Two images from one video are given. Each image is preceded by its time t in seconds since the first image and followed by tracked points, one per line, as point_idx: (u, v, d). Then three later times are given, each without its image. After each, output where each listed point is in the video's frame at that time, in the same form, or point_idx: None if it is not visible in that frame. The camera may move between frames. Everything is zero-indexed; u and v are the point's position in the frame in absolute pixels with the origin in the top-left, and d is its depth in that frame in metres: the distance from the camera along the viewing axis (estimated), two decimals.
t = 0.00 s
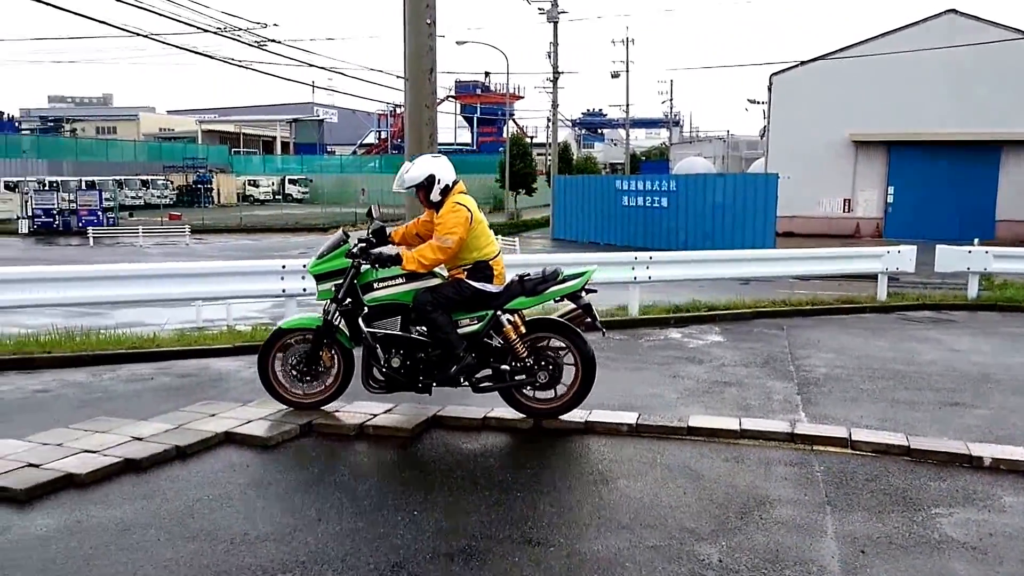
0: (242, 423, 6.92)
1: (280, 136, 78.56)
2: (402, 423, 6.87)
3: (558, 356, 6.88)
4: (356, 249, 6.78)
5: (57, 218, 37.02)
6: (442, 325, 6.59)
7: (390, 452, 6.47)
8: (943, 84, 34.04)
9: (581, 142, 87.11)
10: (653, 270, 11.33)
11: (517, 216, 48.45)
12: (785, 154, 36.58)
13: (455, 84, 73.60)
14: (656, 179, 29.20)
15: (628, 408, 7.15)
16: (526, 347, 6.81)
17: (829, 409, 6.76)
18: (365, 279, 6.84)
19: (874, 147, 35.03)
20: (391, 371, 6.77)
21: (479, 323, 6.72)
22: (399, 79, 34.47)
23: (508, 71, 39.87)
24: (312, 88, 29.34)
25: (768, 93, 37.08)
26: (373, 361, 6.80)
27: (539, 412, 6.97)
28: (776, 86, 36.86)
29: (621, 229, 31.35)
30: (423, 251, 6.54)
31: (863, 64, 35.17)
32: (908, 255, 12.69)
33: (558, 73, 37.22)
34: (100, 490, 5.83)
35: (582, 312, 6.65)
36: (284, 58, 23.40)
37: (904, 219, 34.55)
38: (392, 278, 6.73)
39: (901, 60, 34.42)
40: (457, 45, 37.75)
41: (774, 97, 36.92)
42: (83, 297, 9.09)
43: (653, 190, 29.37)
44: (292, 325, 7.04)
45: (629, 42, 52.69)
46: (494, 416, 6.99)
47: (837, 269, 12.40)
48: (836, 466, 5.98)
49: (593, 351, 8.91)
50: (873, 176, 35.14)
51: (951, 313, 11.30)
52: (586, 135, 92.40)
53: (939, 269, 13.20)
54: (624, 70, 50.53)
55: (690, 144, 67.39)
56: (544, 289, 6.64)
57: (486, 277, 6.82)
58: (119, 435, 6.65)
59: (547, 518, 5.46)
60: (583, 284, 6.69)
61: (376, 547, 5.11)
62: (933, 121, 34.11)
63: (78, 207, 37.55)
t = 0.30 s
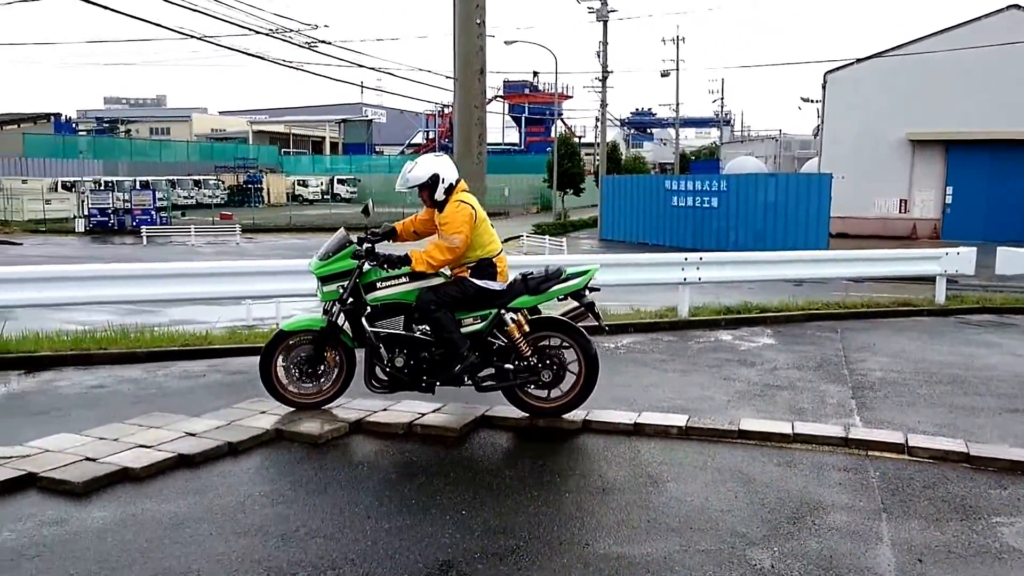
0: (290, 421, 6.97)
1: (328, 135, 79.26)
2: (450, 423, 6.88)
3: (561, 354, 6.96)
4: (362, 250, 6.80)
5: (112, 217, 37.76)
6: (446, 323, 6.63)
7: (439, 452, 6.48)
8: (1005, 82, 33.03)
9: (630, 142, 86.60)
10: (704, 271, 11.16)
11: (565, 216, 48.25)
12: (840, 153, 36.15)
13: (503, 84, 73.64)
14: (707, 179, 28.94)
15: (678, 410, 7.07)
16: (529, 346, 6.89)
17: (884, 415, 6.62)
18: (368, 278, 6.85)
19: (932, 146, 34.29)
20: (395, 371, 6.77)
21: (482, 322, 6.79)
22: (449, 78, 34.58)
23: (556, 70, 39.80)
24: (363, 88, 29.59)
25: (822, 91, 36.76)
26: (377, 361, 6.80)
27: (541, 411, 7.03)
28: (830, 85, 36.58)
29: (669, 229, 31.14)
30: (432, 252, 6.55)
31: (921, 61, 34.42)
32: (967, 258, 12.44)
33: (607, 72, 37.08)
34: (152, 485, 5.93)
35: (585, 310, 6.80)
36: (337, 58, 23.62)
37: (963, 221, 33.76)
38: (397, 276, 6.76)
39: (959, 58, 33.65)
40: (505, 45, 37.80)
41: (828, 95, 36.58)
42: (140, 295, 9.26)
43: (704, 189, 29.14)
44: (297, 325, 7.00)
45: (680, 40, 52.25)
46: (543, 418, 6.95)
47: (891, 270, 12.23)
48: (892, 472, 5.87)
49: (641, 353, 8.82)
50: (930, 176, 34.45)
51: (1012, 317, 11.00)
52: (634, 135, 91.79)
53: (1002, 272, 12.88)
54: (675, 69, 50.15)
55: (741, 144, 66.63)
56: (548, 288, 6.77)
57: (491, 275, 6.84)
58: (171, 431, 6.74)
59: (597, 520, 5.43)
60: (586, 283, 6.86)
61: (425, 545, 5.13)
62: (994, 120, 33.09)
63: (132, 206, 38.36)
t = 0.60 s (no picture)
0: (339, 419, 7.03)
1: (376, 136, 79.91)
2: (497, 423, 6.86)
3: (566, 354, 6.96)
4: (367, 250, 6.78)
5: (164, 216, 38.48)
6: (451, 324, 6.62)
7: (487, 452, 6.47)
8: None
9: (678, 142, 86.00)
10: (755, 272, 11.00)
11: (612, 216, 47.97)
12: (896, 152, 35.45)
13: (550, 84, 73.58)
14: (758, 179, 28.71)
15: (728, 413, 6.98)
16: (534, 346, 6.89)
17: (943, 421, 6.47)
18: (372, 279, 6.81)
19: (993, 147, 33.54)
20: (399, 372, 6.74)
21: (487, 323, 6.77)
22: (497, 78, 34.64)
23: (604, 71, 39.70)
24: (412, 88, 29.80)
25: (879, 89, 36.14)
26: (381, 363, 6.78)
27: (546, 411, 7.03)
28: (886, 83, 35.94)
29: (718, 230, 30.89)
30: (438, 252, 6.56)
31: (981, 59, 33.63)
32: None
33: (656, 72, 36.89)
34: (203, 480, 6.01)
35: (589, 311, 6.79)
36: (387, 60, 23.81)
37: None
38: (402, 277, 6.75)
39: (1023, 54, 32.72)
40: (554, 44, 37.76)
41: (884, 93, 35.98)
42: (194, 293, 9.41)
43: (755, 190, 28.92)
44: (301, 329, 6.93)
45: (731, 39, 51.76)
46: (589, 419, 6.90)
47: (948, 273, 11.96)
48: (950, 478, 5.73)
49: (691, 355, 8.74)
50: (990, 176, 33.74)
51: None
52: (684, 135, 90.85)
53: None
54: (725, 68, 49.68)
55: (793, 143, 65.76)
56: (553, 288, 6.72)
57: (494, 274, 6.90)
58: (221, 428, 6.84)
59: (646, 522, 5.37)
60: (591, 282, 6.84)
61: (470, 544, 5.13)
62: None
63: (183, 206, 39.06)
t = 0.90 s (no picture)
0: (387, 417, 7.08)
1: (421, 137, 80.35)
2: (542, 423, 6.85)
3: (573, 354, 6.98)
4: (376, 252, 6.69)
5: (214, 216, 39.05)
6: (459, 324, 6.60)
7: (533, 453, 6.45)
8: None
9: (727, 142, 85.13)
10: (806, 274, 10.84)
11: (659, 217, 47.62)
12: (952, 152, 34.71)
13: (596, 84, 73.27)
14: (809, 178, 28.41)
15: (778, 416, 6.88)
16: (542, 347, 6.88)
17: (1002, 428, 6.30)
18: (378, 280, 6.72)
19: None
20: (406, 372, 6.73)
21: (495, 322, 6.77)
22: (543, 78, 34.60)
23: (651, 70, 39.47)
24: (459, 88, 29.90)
25: (936, 86, 35.40)
26: (388, 364, 6.75)
27: (552, 411, 7.01)
28: (943, 80, 35.11)
29: (768, 231, 30.51)
30: (448, 253, 6.51)
31: None
32: None
33: (704, 71, 36.61)
34: (250, 476, 6.08)
35: (596, 309, 6.83)
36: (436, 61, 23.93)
37: None
38: (408, 278, 6.69)
39: None
40: (600, 44, 37.60)
41: (941, 91, 35.20)
42: (244, 292, 9.53)
43: (806, 190, 28.64)
44: (307, 331, 6.87)
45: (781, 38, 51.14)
46: (636, 420, 6.85)
47: (1008, 275, 11.66)
48: (1010, 486, 5.58)
49: (740, 357, 8.63)
50: None
51: None
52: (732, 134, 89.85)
53: None
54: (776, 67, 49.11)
55: (846, 142, 64.63)
56: (561, 287, 6.77)
57: (502, 273, 6.83)
58: (268, 424, 6.90)
59: (693, 526, 5.30)
60: (598, 281, 6.94)
61: (516, 544, 5.10)
62: None
63: (232, 206, 39.62)
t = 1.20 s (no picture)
0: (434, 417, 7.09)
1: (466, 137, 80.56)
2: (586, 425, 6.81)
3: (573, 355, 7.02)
4: (378, 256, 6.61)
5: (261, 216, 39.53)
6: (462, 326, 6.57)
7: (579, 454, 6.42)
8: None
9: (776, 142, 84.04)
10: (857, 276, 10.66)
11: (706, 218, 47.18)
12: (1009, 152, 34.08)
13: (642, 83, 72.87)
14: (860, 179, 27.97)
15: (829, 420, 6.76)
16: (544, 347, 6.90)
17: None
18: (380, 283, 6.67)
19: None
20: (409, 376, 6.65)
21: (497, 324, 6.79)
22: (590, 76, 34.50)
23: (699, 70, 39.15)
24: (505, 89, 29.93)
25: (992, 85, 34.84)
26: (390, 366, 6.68)
27: (553, 412, 7.02)
28: (1000, 77, 34.56)
29: (818, 232, 30.15)
30: (452, 256, 6.50)
31: None
32: None
33: (754, 70, 36.24)
34: (295, 473, 6.13)
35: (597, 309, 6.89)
36: (482, 61, 23.99)
37: None
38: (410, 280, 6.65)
39: None
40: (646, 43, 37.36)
41: (998, 89, 34.65)
42: (290, 292, 9.62)
43: (857, 191, 28.17)
44: (307, 335, 6.76)
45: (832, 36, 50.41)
46: (682, 423, 6.78)
47: None
48: None
49: (789, 360, 8.50)
50: None
51: None
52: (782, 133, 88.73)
53: None
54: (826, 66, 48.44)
55: (899, 141, 63.43)
56: (563, 287, 6.84)
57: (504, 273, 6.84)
58: (315, 422, 6.97)
59: (740, 530, 5.23)
60: (599, 281, 7.01)
61: (562, 546, 5.08)
62: None
63: (279, 206, 40.12)
